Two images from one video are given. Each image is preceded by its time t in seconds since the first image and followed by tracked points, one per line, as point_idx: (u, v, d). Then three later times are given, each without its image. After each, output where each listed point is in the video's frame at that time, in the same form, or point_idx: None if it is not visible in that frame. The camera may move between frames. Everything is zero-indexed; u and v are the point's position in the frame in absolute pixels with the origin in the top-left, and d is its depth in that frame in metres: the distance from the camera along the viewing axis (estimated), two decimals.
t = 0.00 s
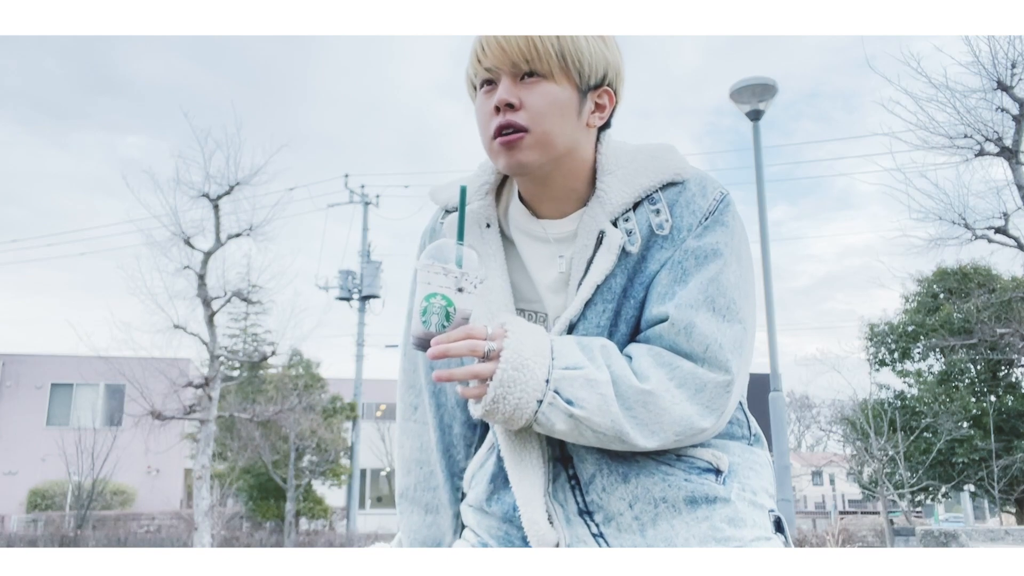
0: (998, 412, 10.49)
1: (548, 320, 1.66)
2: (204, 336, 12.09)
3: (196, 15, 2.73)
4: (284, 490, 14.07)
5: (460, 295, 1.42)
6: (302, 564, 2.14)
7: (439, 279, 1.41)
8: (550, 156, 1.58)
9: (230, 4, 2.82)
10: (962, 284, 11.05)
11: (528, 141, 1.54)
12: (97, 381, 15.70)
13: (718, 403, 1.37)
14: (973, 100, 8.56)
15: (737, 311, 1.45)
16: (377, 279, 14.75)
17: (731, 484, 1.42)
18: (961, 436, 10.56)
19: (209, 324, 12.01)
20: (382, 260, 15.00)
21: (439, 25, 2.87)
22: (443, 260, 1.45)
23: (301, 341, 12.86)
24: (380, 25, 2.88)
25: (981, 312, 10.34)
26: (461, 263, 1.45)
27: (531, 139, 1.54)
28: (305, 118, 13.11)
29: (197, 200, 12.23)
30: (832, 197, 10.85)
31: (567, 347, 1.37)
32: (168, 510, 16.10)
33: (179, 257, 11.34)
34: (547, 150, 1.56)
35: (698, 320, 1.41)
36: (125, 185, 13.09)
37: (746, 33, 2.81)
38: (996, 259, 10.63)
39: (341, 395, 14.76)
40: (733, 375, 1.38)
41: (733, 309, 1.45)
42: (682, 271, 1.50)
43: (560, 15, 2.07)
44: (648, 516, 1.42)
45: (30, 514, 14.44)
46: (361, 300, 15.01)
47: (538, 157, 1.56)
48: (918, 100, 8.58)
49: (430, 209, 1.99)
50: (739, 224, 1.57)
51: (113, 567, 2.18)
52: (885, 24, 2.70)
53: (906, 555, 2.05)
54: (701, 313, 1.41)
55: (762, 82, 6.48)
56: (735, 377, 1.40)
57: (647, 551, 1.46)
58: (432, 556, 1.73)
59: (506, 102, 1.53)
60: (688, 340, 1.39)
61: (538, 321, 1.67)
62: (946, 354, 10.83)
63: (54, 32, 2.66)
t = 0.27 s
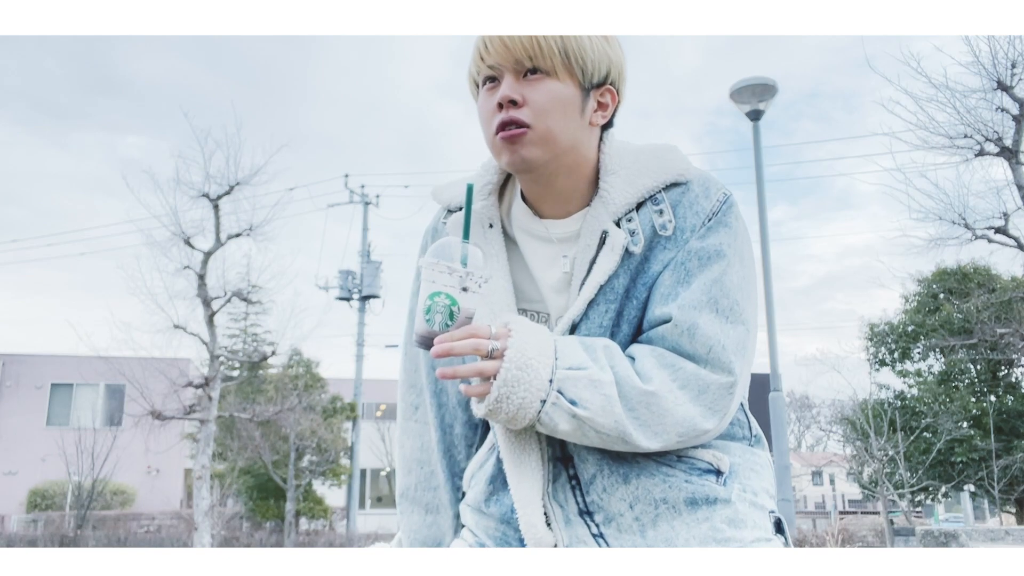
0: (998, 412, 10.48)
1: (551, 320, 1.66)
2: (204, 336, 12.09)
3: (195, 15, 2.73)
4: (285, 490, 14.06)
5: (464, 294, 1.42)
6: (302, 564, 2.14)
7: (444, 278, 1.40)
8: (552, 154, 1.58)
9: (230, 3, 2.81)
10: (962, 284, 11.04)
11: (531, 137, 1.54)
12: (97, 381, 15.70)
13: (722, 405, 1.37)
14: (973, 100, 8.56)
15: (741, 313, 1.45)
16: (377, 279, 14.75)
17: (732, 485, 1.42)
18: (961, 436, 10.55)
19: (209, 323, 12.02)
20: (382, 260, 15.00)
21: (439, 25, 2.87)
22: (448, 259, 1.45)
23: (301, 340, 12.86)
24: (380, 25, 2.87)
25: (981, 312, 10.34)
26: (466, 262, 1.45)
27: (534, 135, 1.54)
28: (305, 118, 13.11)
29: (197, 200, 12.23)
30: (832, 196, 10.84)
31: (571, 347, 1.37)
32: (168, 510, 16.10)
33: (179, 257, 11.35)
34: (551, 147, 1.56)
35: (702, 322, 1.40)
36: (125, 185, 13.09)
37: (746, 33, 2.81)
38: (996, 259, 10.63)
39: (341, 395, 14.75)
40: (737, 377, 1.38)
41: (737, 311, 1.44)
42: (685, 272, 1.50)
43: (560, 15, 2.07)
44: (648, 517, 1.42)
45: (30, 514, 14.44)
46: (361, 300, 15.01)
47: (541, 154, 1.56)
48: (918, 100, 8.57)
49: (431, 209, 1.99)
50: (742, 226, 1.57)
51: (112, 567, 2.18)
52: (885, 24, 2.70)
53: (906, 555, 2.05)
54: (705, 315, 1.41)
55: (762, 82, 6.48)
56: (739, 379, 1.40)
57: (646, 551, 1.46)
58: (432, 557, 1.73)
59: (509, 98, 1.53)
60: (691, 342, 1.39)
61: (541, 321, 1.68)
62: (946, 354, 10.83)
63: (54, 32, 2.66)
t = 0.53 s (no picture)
0: (998, 412, 10.48)
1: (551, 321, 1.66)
2: (204, 336, 12.10)
3: (195, 14, 2.73)
4: (285, 490, 14.06)
5: (464, 295, 1.42)
6: (303, 564, 2.14)
7: (444, 279, 1.40)
8: (551, 155, 1.58)
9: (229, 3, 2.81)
10: (962, 284, 11.04)
11: (529, 138, 1.54)
12: (97, 381, 15.70)
13: (721, 406, 1.37)
14: (973, 100, 8.56)
15: (740, 315, 1.45)
16: (377, 279, 14.75)
17: (734, 485, 1.43)
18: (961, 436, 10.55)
19: (209, 323, 12.03)
20: (382, 260, 15.00)
21: (439, 25, 2.87)
22: (447, 260, 1.45)
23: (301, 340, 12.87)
24: (379, 25, 2.87)
25: (981, 312, 10.34)
26: (465, 263, 1.45)
27: (532, 136, 1.54)
28: (305, 118, 13.11)
29: (196, 200, 12.23)
30: (832, 197, 10.83)
31: (570, 349, 1.37)
32: (168, 510, 16.10)
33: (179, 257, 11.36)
34: (549, 148, 1.56)
35: (702, 323, 1.41)
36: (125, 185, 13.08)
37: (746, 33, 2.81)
38: (996, 259, 10.63)
39: (341, 395, 14.73)
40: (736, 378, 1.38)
41: (736, 313, 1.45)
42: (685, 272, 1.50)
43: (560, 15, 2.07)
44: (649, 517, 1.42)
45: (30, 514, 14.44)
46: (361, 300, 15.00)
47: (540, 154, 1.57)
48: (918, 100, 8.57)
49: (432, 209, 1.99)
50: (743, 225, 1.57)
51: (113, 567, 2.18)
52: (885, 24, 2.70)
53: (906, 555, 2.05)
54: (705, 316, 1.41)
55: (762, 82, 6.48)
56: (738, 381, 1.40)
57: (647, 551, 1.46)
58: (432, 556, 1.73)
59: (507, 99, 1.53)
60: (691, 344, 1.39)
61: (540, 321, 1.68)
62: (946, 354, 10.83)
63: (53, 32, 2.66)
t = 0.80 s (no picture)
0: (998, 412, 10.47)
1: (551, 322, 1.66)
2: (204, 336, 12.10)
3: (195, 15, 2.73)
4: (284, 490, 14.06)
5: (468, 295, 1.41)
6: (303, 564, 2.14)
7: (448, 278, 1.40)
8: (553, 157, 1.58)
9: (229, 3, 2.81)
10: (962, 284, 11.04)
11: (530, 140, 1.54)
12: (97, 381, 15.71)
13: (721, 408, 1.37)
14: (973, 100, 8.57)
15: (740, 317, 1.45)
16: (377, 279, 14.76)
17: (733, 485, 1.43)
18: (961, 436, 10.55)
19: (209, 324, 12.04)
20: (382, 260, 14.99)
21: (439, 24, 2.87)
22: (451, 259, 1.45)
23: (300, 340, 12.87)
24: (379, 25, 2.87)
25: (981, 312, 10.34)
26: (469, 262, 1.45)
27: (534, 138, 1.54)
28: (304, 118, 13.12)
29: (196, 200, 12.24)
30: (832, 196, 10.83)
31: (572, 349, 1.37)
32: (168, 510, 16.11)
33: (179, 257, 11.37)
34: (551, 150, 1.56)
35: (700, 326, 1.40)
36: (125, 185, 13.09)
37: (745, 33, 2.81)
38: (995, 259, 10.62)
39: (341, 395, 14.72)
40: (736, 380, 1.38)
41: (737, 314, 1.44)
42: (686, 273, 1.50)
43: (561, 14, 2.07)
44: (650, 518, 1.42)
45: (30, 514, 14.44)
46: (361, 300, 15.00)
47: (542, 156, 1.57)
48: (918, 100, 8.57)
49: (432, 209, 1.99)
50: (743, 226, 1.58)
51: (112, 567, 2.18)
52: (885, 24, 2.70)
53: (907, 555, 2.05)
54: (705, 319, 1.41)
55: (762, 82, 6.47)
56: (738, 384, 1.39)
57: (648, 552, 1.46)
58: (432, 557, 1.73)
59: (507, 101, 1.53)
60: (690, 346, 1.39)
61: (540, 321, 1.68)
62: (945, 354, 10.83)
63: (53, 33, 2.65)
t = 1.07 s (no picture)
0: (998, 412, 10.46)
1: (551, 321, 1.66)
2: (204, 336, 12.10)
3: (195, 15, 2.73)
4: (284, 490, 14.06)
5: (466, 295, 1.41)
6: (303, 564, 2.14)
7: (445, 279, 1.39)
8: (552, 161, 1.58)
9: (229, 4, 2.81)
10: (962, 284, 11.04)
11: (529, 145, 1.54)
12: (97, 381, 15.71)
13: (720, 407, 1.37)
14: (973, 100, 8.56)
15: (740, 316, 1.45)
16: (377, 279, 14.75)
17: (733, 484, 1.43)
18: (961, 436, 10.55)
19: (209, 323, 12.04)
20: (382, 260, 14.99)
21: (439, 25, 2.87)
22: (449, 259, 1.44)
23: (300, 340, 12.87)
24: (379, 26, 2.87)
25: (981, 312, 10.34)
26: (466, 263, 1.44)
27: (533, 143, 1.54)
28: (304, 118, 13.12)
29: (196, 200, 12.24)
30: (832, 197, 10.83)
31: (571, 348, 1.37)
32: (168, 510, 16.11)
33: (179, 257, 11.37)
34: (550, 154, 1.57)
35: (700, 325, 1.40)
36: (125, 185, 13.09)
37: (745, 33, 2.81)
38: (995, 259, 10.62)
39: (341, 395, 14.70)
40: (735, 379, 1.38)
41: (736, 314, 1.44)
42: (685, 272, 1.50)
43: (561, 14, 2.07)
44: (650, 517, 1.42)
45: (30, 514, 14.44)
46: (361, 300, 15.00)
47: (541, 161, 1.57)
48: (918, 100, 8.56)
49: (432, 209, 1.99)
50: (743, 226, 1.58)
51: (112, 567, 2.18)
52: (884, 24, 2.70)
53: (906, 555, 2.05)
54: (704, 319, 1.41)
55: (762, 82, 6.46)
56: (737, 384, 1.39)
57: (647, 551, 1.46)
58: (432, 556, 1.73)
59: (504, 107, 1.53)
60: (688, 345, 1.39)
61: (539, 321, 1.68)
62: (945, 354, 10.83)
63: (53, 33, 2.65)
